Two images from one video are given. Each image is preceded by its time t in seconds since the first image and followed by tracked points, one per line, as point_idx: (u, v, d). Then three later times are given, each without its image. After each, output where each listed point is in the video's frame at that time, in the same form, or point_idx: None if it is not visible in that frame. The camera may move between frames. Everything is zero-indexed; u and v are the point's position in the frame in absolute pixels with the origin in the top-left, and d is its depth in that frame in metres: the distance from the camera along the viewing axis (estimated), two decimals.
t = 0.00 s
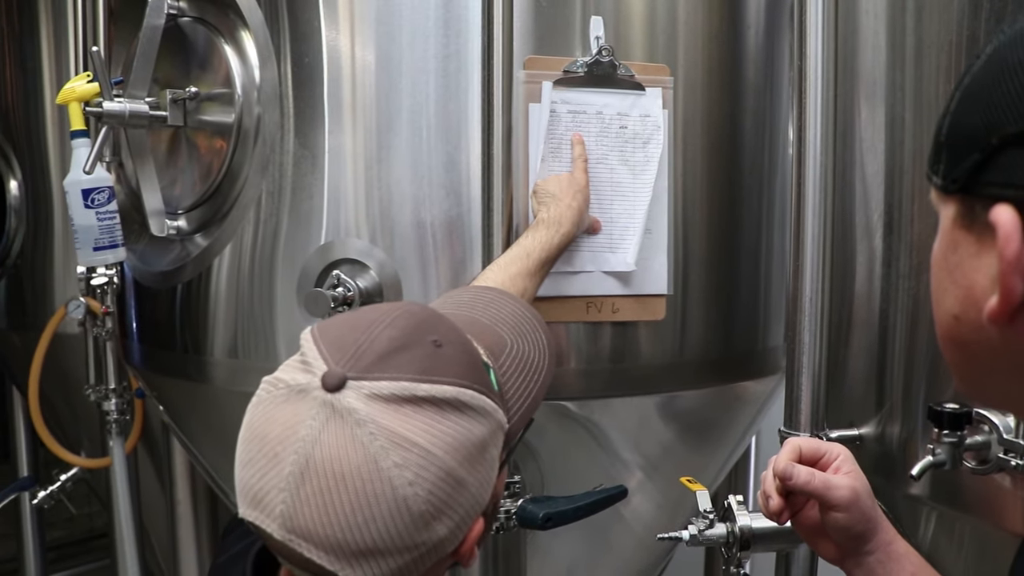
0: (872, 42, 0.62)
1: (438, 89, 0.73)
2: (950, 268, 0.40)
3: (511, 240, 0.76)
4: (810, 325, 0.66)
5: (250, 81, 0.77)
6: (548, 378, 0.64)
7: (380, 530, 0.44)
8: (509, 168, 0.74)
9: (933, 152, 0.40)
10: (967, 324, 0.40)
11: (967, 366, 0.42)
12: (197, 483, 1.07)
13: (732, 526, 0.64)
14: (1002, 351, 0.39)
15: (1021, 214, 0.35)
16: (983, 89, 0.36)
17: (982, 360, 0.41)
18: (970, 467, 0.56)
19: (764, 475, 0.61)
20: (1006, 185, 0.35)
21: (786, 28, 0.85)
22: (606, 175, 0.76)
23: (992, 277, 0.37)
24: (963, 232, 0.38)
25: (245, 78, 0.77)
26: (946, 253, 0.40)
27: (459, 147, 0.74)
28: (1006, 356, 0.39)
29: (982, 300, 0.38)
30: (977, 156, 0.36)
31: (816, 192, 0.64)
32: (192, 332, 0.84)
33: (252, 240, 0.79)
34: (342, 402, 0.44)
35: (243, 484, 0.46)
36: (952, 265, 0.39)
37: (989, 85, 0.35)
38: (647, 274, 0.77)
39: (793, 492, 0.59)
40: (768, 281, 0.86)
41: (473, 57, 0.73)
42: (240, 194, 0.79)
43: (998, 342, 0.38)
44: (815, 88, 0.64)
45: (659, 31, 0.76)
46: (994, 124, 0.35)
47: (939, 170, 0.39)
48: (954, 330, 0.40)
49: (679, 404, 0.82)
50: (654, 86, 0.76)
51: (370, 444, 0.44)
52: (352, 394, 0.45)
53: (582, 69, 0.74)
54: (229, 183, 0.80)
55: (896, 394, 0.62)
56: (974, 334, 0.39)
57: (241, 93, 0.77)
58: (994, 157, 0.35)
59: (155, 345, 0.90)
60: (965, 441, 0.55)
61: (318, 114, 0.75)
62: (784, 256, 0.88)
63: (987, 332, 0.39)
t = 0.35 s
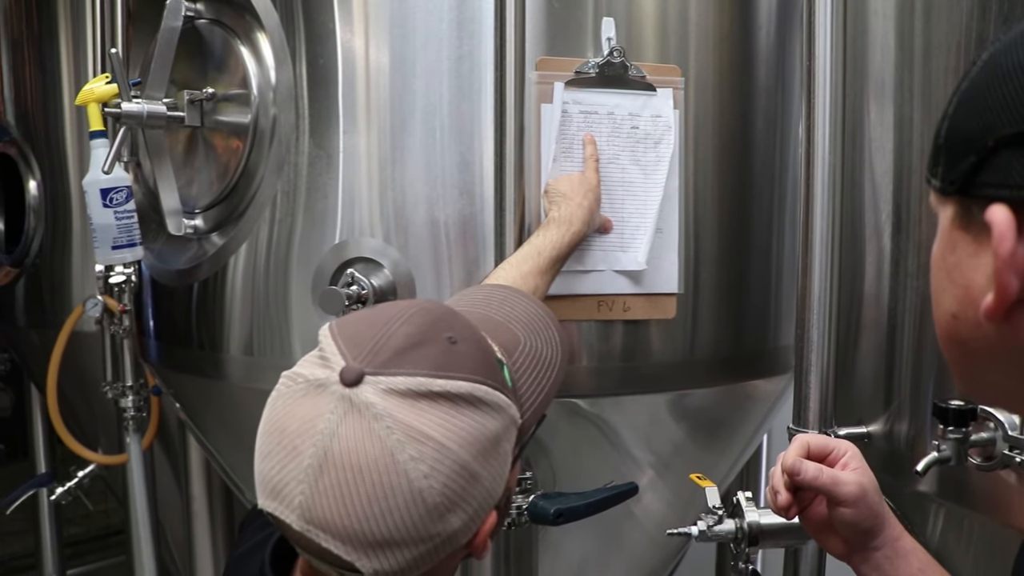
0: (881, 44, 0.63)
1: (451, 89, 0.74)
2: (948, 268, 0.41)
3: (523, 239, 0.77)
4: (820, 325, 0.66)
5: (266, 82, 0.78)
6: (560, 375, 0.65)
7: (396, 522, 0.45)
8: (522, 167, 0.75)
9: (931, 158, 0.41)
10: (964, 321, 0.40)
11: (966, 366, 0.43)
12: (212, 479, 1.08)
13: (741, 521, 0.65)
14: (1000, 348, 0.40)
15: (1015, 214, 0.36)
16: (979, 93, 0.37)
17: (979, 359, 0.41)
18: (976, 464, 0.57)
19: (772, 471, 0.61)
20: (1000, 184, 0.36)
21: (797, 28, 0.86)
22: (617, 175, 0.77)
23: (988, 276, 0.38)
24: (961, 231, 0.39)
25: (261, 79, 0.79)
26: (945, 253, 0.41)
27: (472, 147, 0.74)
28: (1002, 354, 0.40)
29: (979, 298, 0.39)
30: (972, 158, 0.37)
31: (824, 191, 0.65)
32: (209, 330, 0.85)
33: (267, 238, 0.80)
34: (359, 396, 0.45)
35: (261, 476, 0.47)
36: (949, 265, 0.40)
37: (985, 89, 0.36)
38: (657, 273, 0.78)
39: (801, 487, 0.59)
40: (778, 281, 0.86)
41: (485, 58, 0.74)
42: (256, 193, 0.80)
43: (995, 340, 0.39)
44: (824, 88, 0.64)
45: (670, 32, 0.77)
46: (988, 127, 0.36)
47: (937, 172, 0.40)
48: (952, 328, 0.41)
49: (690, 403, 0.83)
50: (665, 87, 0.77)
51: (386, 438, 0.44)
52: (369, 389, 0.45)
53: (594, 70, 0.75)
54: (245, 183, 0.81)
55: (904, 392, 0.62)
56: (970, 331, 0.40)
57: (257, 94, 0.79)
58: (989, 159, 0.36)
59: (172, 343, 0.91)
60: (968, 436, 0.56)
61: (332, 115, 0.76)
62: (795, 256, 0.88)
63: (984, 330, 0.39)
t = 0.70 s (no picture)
0: (888, 44, 0.63)
1: (463, 89, 0.75)
2: (943, 269, 0.41)
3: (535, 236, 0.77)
4: (828, 322, 0.67)
5: (280, 83, 0.79)
6: (572, 370, 0.66)
7: (417, 507, 0.45)
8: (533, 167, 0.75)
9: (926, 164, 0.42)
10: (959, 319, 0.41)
11: (963, 367, 0.43)
12: (227, 475, 1.09)
13: (748, 515, 0.66)
14: (996, 347, 0.40)
15: (1007, 212, 0.36)
16: (970, 99, 0.38)
17: (978, 357, 0.42)
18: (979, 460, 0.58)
19: (780, 467, 0.62)
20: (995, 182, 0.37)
21: (807, 29, 0.86)
22: (628, 174, 0.78)
23: (981, 274, 0.38)
24: (956, 233, 0.40)
25: (276, 79, 0.80)
26: (940, 254, 0.41)
27: (484, 145, 0.75)
28: (999, 354, 0.40)
29: (974, 296, 0.39)
30: (966, 160, 0.38)
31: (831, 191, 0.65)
32: (224, 327, 0.86)
33: (281, 237, 0.81)
34: (382, 385, 0.46)
35: (285, 463, 0.48)
36: (945, 266, 0.41)
37: (976, 94, 0.38)
38: (668, 271, 0.79)
39: (808, 483, 0.60)
40: (787, 279, 0.87)
41: (497, 58, 0.75)
42: (271, 192, 0.81)
43: (991, 337, 0.40)
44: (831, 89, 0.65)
45: (680, 33, 0.78)
46: (980, 128, 0.37)
47: (930, 176, 0.41)
48: (948, 328, 0.42)
49: (700, 400, 0.83)
50: (675, 87, 0.77)
51: (408, 425, 0.45)
52: (391, 378, 0.46)
53: (605, 71, 0.76)
54: (260, 182, 0.82)
55: (911, 388, 0.63)
56: (967, 330, 0.41)
57: (272, 94, 0.80)
58: (980, 160, 0.37)
59: (187, 340, 0.92)
60: (971, 430, 0.57)
61: (346, 115, 0.77)
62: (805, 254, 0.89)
63: (980, 327, 0.40)
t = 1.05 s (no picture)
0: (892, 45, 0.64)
1: (472, 89, 0.76)
2: (930, 271, 0.42)
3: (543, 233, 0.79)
4: (833, 319, 0.68)
5: (292, 83, 0.81)
6: (579, 363, 0.67)
7: (428, 490, 0.46)
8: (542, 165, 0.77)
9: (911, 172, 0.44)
10: (952, 315, 0.42)
11: (954, 368, 0.44)
12: (238, 471, 1.11)
13: (753, 509, 0.67)
14: (981, 347, 0.41)
15: (985, 212, 0.38)
16: (949, 107, 0.39)
17: (964, 358, 0.43)
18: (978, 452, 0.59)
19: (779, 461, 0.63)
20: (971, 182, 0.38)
21: (813, 28, 0.87)
22: (635, 173, 0.78)
23: (964, 273, 0.40)
24: (940, 234, 0.41)
25: (288, 79, 0.81)
26: (927, 258, 0.43)
27: (493, 144, 0.76)
28: (984, 353, 0.41)
29: (960, 295, 0.41)
30: (945, 164, 0.39)
31: (835, 189, 0.66)
32: (236, 323, 0.88)
33: (293, 235, 0.82)
34: (394, 372, 0.47)
35: (300, 449, 0.49)
36: (929, 267, 0.42)
37: (955, 102, 0.39)
38: (674, 269, 0.80)
39: (807, 476, 0.61)
40: (793, 276, 0.88)
41: (507, 58, 0.76)
42: (283, 191, 0.83)
43: (977, 333, 0.41)
44: (835, 89, 0.65)
45: (687, 34, 0.79)
46: (956, 135, 0.39)
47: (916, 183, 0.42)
48: (937, 328, 0.43)
49: (706, 396, 0.84)
50: (681, 86, 0.78)
51: (420, 411, 0.46)
52: (404, 366, 0.48)
53: (612, 71, 0.76)
54: (272, 181, 0.83)
55: (914, 383, 0.64)
56: (955, 328, 0.42)
57: (284, 94, 0.81)
58: (959, 163, 0.38)
59: (200, 337, 0.94)
60: (968, 422, 0.59)
61: (357, 115, 0.78)
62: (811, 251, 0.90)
63: (966, 324, 0.41)
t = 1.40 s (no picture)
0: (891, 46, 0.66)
1: (477, 87, 0.77)
2: (912, 263, 0.44)
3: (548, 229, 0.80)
4: (834, 314, 0.69)
5: (300, 82, 0.82)
6: (580, 354, 0.68)
7: (435, 472, 0.48)
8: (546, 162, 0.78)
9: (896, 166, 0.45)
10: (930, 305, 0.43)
11: (936, 357, 0.45)
12: (245, 466, 1.12)
13: (753, 501, 0.69)
14: (961, 336, 0.43)
15: (961, 207, 0.39)
16: (931, 106, 0.41)
17: (947, 348, 0.44)
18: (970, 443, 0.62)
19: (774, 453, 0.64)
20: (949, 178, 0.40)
21: (814, 28, 0.88)
22: (637, 170, 0.80)
23: (942, 266, 0.41)
24: (921, 229, 0.43)
25: (296, 78, 0.82)
26: (909, 251, 0.44)
27: (497, 141, 0.77)
28: (963, 342, 0.43)
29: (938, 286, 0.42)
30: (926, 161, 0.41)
31: (834, 186, 0.67)
32: (244, 319, 0.89)
33: (300, 231, 0.83)
34: (403, 358, 0.48)
35: (312, 433, 0.50)
36: (911, 259, 0.44)
37: (936, 102, 0.41)
38: (676, 265, 0.81)
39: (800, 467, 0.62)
40: (795, 273, 0.89)
41: (511, 57, 0.77)
42: (291, 188, 0.84)
43: (955, 323, 0.42)
44: (834, 88, 0.66)
45: (689, 34, 0.80)
46: (937, 133, 0.40)
47: (899, 179, 0.44)
48: (919, 317, 0.44)
49: (708, 391, 0.85)
50: (683, 85, 0.79)
51: (428, 394, 0.47)
52: (412, 352, 0.49)
53: (615, 70, 0.78)
54: (280, 178, 0.85)
55: (911, 377, 0.66)
56: (935, 318, 0.43)
57: (292, 93, 0.82)
58: (939, 159, 0.40)
59: (208, 333, 0.95)
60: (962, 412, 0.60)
61: (363, 113, 0.79)
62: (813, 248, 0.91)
63: (944, 313, 0.43)
